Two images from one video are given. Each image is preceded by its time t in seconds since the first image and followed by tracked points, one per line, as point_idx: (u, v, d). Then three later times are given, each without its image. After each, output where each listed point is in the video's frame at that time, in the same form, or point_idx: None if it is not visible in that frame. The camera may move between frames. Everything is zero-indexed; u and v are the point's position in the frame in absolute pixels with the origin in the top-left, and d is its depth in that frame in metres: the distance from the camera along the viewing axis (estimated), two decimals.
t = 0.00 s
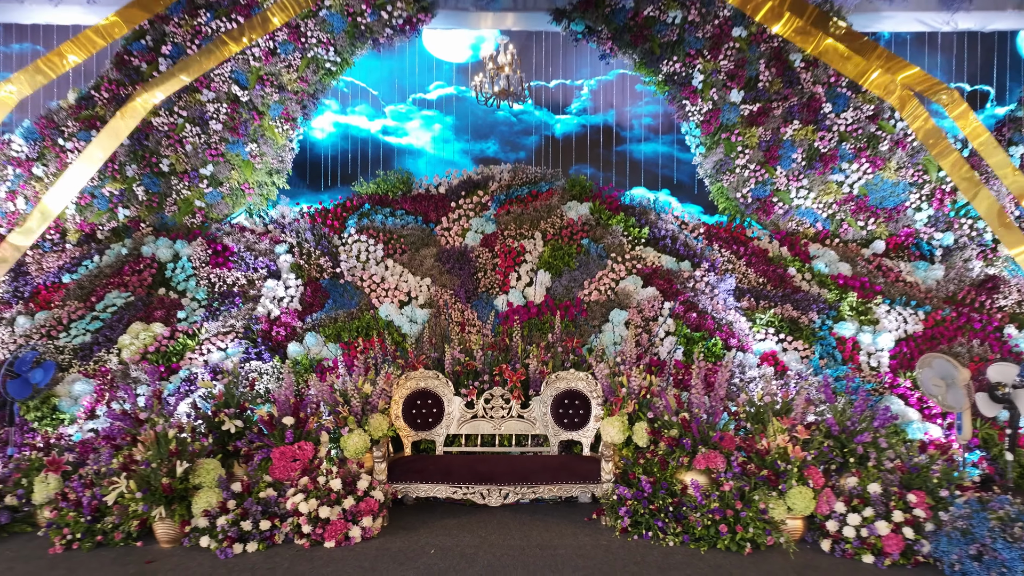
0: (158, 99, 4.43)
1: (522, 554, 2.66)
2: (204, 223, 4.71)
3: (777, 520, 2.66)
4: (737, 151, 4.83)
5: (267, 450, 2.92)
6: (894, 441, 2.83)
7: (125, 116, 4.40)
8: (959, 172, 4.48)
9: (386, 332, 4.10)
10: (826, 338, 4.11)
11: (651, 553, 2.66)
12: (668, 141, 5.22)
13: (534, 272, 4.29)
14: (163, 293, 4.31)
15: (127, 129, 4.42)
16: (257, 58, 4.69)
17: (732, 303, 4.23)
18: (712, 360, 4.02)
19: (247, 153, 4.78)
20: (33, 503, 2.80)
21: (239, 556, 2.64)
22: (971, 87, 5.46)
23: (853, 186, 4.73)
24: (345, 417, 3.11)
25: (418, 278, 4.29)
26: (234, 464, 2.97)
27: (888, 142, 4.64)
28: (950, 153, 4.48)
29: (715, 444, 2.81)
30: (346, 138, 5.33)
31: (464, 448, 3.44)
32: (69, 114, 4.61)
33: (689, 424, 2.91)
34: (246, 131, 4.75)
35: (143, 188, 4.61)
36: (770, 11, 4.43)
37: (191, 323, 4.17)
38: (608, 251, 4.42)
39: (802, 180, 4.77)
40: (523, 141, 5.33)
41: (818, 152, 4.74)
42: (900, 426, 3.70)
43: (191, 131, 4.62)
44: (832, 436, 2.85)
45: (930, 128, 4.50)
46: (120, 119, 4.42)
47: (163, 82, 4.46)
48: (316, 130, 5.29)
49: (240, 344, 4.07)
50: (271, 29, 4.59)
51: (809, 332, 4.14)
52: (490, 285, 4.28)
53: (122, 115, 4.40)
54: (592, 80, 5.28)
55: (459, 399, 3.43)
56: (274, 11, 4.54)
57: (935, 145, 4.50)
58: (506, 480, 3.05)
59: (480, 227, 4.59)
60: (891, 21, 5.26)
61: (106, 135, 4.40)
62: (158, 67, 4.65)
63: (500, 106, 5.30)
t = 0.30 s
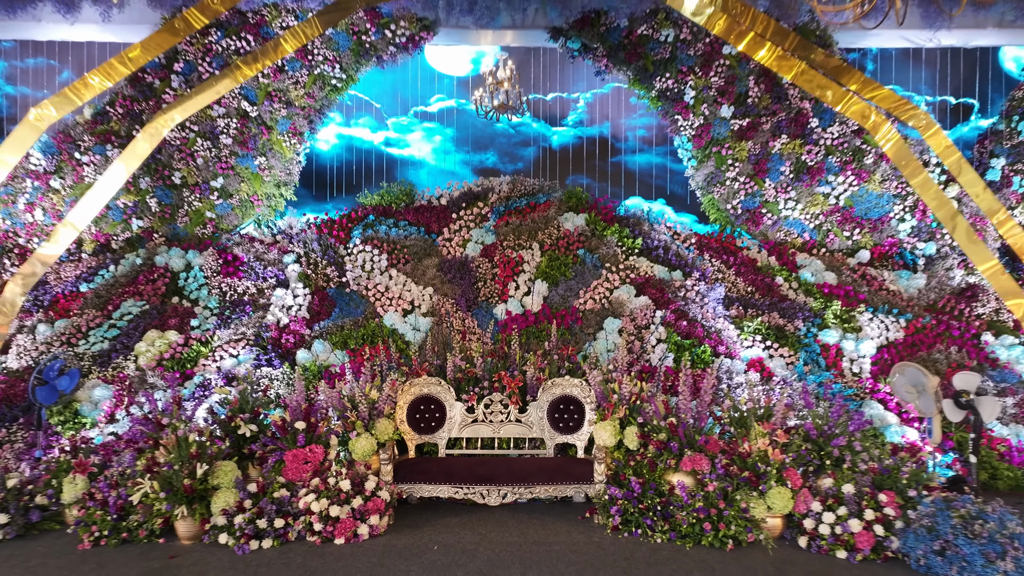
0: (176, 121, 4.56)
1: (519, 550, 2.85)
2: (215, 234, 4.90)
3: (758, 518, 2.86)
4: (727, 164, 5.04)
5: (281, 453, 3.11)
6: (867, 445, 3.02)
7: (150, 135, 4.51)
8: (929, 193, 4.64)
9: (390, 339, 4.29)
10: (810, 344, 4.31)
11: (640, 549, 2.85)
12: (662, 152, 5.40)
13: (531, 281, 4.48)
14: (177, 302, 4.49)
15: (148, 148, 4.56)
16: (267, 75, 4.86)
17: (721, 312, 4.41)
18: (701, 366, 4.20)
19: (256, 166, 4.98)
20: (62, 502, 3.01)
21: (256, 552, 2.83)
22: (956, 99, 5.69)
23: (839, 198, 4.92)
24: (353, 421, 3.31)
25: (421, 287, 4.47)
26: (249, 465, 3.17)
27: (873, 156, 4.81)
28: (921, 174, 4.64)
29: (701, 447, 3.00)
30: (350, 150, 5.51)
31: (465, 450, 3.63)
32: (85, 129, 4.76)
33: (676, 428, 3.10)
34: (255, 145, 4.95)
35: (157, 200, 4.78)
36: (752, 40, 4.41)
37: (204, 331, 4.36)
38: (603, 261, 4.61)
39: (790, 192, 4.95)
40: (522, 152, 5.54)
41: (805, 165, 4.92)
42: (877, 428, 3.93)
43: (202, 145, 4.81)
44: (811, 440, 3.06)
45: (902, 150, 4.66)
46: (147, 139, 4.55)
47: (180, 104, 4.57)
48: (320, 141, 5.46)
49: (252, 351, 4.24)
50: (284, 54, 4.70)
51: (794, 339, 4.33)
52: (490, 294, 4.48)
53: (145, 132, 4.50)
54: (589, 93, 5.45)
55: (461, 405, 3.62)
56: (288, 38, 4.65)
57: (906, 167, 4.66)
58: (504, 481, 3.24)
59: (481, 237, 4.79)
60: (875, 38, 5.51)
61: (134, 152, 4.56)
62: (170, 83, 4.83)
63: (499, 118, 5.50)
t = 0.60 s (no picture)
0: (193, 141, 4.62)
1: (516, 544, 3.06)
2: (225, 242, 5.09)
3: (740, 515, 3.06)
4: (718, 175, 5.23)
5: (293, 454, 3.32)
6: (842, 446, 3.22)
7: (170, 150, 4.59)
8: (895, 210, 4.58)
9: (394, 345, 4.50)
10: (796, 350, 4.50)
11: (630, 543, 3.05)
12: (655, 162, 5.56)
13: (529, 289, 4.67)
14: (189, 309, 4.68)
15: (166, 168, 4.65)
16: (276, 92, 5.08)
17: (711, 318, 4.61)
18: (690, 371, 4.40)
19: (265, 178, 5.18)
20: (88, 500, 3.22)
21: (270, 546, 3.03)
22: (940, 111, 5.91)
23: (826, 209, 5.09)
24: (360, 423, 3.52)
25: (423, 295, 4.68)
26: (263, 466, 3.37)
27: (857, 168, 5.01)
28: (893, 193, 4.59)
29: (686, 448, 3.20)
30: (354, 160, 5.71)
31: (466, 451, 3.84)
32: (101, 142, 4.92)
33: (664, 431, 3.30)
34: (264, 157, 5.15)
35: (169, 210, 4.95)
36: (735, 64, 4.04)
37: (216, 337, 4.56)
38: (598, 269, 4.80)
39: (778, 203, 5.14)
40: (520, 162, 5.75)
41: (792, 177, 5.12)
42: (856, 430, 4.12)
43: (213, 158, 4.99)
44: (790, 442, 3.29)
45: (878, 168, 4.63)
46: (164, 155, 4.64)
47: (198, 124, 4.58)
48: (324, 152, 5.65)
49: (262, 356, 4.44)
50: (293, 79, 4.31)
51: (780, 345, 4.53)
52: (489, 301, 4.67)
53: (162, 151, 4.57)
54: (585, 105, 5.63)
55: (462, 408, 3.82)
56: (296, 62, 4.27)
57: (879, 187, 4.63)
58: (502, 480, 3.44)
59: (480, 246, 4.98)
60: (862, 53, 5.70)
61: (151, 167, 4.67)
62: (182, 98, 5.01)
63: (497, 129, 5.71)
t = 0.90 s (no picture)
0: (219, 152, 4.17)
1: (514, 539, 3.27)
2: (235, 251, 5.30)
3: (724, 511, 3.27)
4: (710, 186, 5.42)
5: (305, 454, 3.54)
6: (820, 447, 3.45)
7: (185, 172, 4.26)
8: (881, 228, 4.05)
9: (399, 350, 4.72)
10: (781, 354, 4.71)
11: (621, 538, 3.26)
12: (649, 172, 5.78)
13: (528, 296, 4.89)
14: (202, 315, 4.88)
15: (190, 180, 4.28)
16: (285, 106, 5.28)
17: (701, 324, 4.81)
18: (682, 375, 4.61)
19: (274, 189, 5.38)
20: (113, 497, 3.44)
21: (284, 540, 3.25)
22: (926, 122, 6.14)
23: (813, 218, 5.30)
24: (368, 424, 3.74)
25: (427, 302, 4.88)
26: (277, 465, 3.59)
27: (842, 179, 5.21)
28: (872, 208, 4.10)
29: (674, 447, 3.43)
30: (358, 170, 5.87)
31: (468, 451, 4.06)
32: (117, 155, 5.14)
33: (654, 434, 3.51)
34: (273, 169, 5.36)
35: (181, 219, 5.13)
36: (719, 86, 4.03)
37: (228, 342, 4.76)
38: (594, 277, 5.01)
39: (767, 213, 5.34)
40: (519, 172, 5.95)
41: (780, 187, 5.32)
42: (837, 433, 4.34)
43: (224, 170, 5.20)
44: (772, 442, 3.52)
45: (851, 185, 4.19)
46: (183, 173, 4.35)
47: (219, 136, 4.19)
48: (329, 162, 5.83)
49: (273, 361, 4.65)
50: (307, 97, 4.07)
51: (767, 350, 4.73)
52: (489, 308, 4.89)
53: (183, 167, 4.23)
54: (581, 115, 5.83)
55: (463, 410, 4.03)
56: (309, 80, 4.03)
57: (855, 202, 4.12)
58: (502, 478, 3.65)
59: (481, 254, 5.21)
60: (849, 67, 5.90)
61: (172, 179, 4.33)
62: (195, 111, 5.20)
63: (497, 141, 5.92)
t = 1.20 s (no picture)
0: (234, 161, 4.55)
1: (513, 531, 3.50)
2: (245, 257, 5.52)
3: (709, 505, 3.49)
4: (701, 196, 5.65)
5: (316, 452, 3.76)
6: (801, 445, 3.67)
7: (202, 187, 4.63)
8: (857, 241, 4.27)
9: (403, 353, 4.93)
10: (768, 356, 4.93)
11: (613, 530, 3.48)
12: (644, 179, 6.23)
13: (526, 302, 5.11)
14: (214, 319, 5.09)
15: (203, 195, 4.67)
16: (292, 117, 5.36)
17: (692, 328, 5.03)
18: (673, 377, 4.75)
19: (282, 198, 5.59)
20: (136, 493, 3.66)
21: (297, 532, 3.46)
22: (912, 131, 6.47)
23: (800, 226, 5.48)
24: (375, 425, 3.96)
25: (429, 307, 5.08)
26: (289, 462, 3.82)
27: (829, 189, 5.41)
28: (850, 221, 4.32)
29: (662, 446, 3.66)
30: (362, 177, 6.30)
31: (469, 449, 4.26)
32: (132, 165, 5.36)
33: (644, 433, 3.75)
34: (281, 178, 5.55)
35: (193, 227, 5.32)
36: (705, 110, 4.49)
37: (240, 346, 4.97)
38: (589, 282, 5.24)
39: (756, 221, 5.54)
40: (517, 179, 6.34)
41: (769, 197, 5.48)
42: (820, 433, 4.38)
43: (234, 179, 5.35)
44: (756, 441, 3.76)
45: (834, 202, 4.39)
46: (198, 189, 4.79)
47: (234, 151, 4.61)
48: (335, 170, 6.24)
49: (283, 363, 4.82)
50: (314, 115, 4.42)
51: (754, 353, 4.95)
52: (489, 313, 5.09)
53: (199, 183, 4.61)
54: (577, 126, 6.27)
55: (465, 411, 4.24)
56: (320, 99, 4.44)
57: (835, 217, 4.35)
58: (502, 474, 3.89)
59: (481, 261, 5.43)
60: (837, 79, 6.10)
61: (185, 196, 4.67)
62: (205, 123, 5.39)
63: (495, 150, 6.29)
